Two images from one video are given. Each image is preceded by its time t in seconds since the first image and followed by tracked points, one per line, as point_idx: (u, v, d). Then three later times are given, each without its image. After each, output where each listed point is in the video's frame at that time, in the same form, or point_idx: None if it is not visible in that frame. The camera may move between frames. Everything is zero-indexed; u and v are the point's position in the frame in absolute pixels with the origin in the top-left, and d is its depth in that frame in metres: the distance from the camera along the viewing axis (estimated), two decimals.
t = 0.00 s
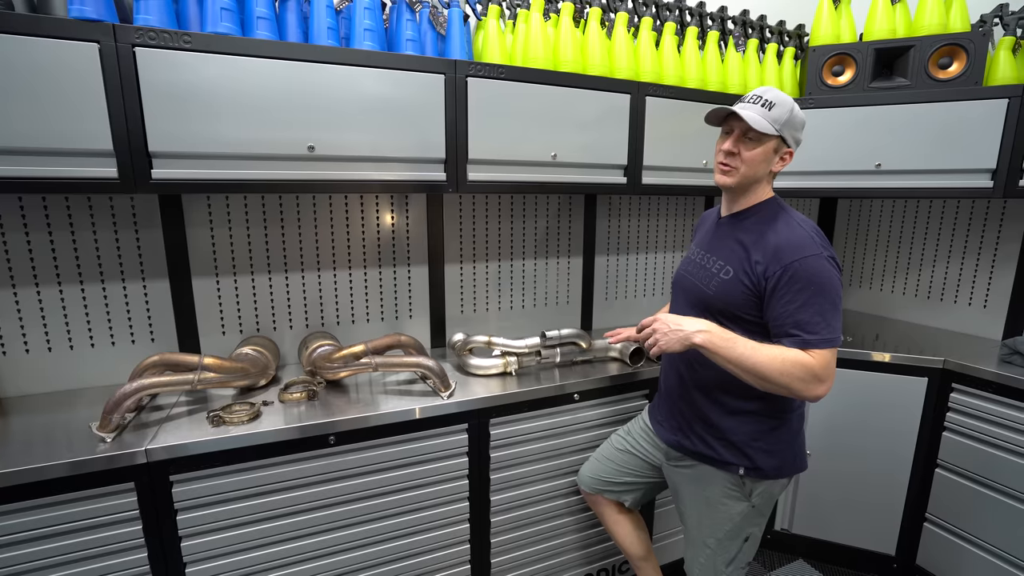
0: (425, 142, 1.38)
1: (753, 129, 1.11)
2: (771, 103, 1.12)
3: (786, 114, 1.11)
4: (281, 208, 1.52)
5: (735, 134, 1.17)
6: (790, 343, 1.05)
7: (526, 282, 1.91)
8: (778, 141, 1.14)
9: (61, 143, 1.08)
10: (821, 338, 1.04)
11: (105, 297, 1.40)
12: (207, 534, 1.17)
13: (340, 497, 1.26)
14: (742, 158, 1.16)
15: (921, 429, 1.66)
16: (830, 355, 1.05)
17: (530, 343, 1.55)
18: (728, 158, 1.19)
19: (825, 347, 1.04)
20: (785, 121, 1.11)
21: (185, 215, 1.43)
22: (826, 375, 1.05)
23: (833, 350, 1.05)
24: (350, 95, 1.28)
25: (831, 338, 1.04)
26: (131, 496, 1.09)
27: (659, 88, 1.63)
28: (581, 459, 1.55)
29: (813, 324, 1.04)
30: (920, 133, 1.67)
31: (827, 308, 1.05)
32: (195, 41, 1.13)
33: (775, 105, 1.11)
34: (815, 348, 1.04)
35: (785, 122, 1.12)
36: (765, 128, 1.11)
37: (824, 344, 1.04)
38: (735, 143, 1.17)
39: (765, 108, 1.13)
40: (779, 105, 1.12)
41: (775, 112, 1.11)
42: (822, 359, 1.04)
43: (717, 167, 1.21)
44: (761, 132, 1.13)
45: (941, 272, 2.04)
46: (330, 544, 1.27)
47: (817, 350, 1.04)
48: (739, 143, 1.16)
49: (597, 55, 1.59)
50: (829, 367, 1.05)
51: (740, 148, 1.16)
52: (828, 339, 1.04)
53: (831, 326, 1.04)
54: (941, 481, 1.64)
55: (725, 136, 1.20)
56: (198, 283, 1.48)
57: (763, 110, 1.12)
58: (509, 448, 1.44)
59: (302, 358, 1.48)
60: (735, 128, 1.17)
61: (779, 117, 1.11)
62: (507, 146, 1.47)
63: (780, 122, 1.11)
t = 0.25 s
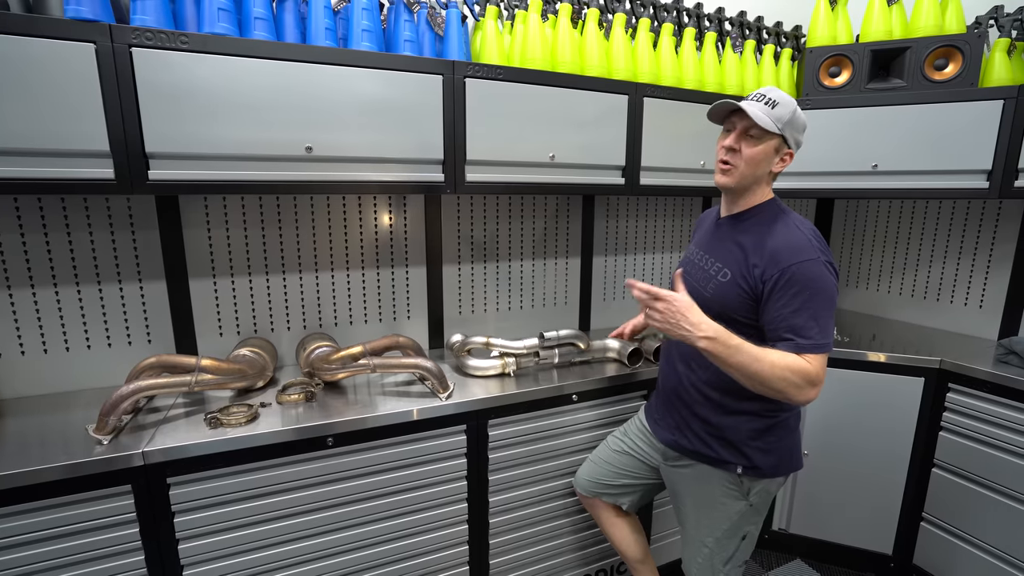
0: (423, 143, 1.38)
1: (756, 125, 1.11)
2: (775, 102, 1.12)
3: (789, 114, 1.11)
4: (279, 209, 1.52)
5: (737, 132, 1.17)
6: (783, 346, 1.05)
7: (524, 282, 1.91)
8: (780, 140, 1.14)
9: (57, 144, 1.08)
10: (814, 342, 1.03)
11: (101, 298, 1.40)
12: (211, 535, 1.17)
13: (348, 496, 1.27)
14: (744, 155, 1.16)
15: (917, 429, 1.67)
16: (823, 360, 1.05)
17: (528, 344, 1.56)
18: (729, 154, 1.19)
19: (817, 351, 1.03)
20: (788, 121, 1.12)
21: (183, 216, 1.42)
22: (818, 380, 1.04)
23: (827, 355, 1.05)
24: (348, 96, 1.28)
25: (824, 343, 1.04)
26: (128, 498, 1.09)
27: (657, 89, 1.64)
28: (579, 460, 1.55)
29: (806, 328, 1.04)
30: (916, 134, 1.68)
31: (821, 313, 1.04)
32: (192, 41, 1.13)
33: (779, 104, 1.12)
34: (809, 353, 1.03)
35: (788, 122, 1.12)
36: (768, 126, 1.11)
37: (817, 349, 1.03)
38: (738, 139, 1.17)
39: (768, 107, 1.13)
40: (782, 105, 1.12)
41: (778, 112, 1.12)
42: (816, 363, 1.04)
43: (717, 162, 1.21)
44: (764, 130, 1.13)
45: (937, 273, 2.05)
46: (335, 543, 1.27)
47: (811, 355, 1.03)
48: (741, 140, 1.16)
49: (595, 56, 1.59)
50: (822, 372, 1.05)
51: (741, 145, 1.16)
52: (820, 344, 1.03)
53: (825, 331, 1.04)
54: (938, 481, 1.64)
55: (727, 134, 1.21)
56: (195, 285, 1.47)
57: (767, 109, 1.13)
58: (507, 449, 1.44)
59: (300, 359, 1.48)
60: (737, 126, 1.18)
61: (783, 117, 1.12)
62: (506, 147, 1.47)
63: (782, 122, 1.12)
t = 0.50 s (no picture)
0: (421, 144, 1.38)
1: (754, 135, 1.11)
2: (764, 106, 1.12)
3: (779, 117, 1.11)
4: (277, 210, 1.51)
5: (732, 140, 1.17)
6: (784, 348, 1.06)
7: (523, 283, 1.91)
8: (774, 142, 1.15)
9: (54, 145, 1.07)
10: (815, 344, 1.04)
11: (98, 300, 1.39)
12: (220, 534, 1.18)
13: (353, 496, 1.27)
14: (744, 164, 1.16)
15: (914, 428, 1.68)
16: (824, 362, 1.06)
17: (527, 345, 1.56)
18: (728, 165, 1.18)
19: (818, 352, 1.04)
20: (779, 124, 1.12)
21: (180, 217, 1.42)
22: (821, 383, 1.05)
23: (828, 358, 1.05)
24: (347, 97, 1.27)
25: (824, 344, 1.04)
26: (126, 501, 1.08)
27: (655, 90, 1.64)
28: (578, 460, 1.55)
29: (807, 330, 1.04)
30: (913, 136, 1.69)
31: (820, 313, 1.05)
32: (190, 42, 1.13)
33: (769, 108, 1.12)
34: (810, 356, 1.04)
35: (779, 125, 1.12)
36: (760, 131, 1.11)
37: (818, 350, 1.04)
38: (735, 151, 1.16)
39: (758, 111, 1.13)
40: (771, 108, 1.12)
41: (768, 115, 1.12)
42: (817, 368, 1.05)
43: (716, 175, 1.20)
44: (760, 137, 1.13)
45: (934, 273, 2.06)
46: (342, 543, 1.28)
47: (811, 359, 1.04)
48: (739, 149, 1.16)
49: (594, 57, 1.59)
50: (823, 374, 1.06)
51: (740, 154, 1.16)
52: (820, 344, 1.04)
53: (825, 331, 1.05)
54: (935, 480, 1.65)
55: (721, 143, 1.20)
56: (193, 286, 1.47)
57: (757, 113, 1.13)
58: (506, 450, 1.44)
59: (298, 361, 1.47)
60: (730, 133, 1.17)
61: (773, 120, 1.12)
62: (504, 148, 1.47)
63: (773, 125, 1.12)
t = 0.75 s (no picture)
0: (421, 145, 1.37)
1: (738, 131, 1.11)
2: (753, 106, 1.13)
3: (767, 116, 1.12)
4: (275, 211, 1.51)
5: (720, 140, 1.17)
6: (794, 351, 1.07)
7: (522, 284, 1.91)
8: (764, 141, 1.14)
9: (51, 146, 1.07)
10: (823, 343, 1.06)
11: (96, 301, 1.38)
12: (228, 534, 1.18)
13: (359, 496, 1.28)
14: (731, 162, 1.16)
15: (911, 428, 1.69)
16: (831, 359, 1.08)
17: (526, 346, 1.56)
18: (716, 161, 1.19)
19: (828, 349, 1.06)
20: (768, 123, 1.12)
21: (178, 218, 1.41)
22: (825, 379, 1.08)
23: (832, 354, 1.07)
24: (345, 98, 1.27)
25: (833, 340, 1.07)
26: (125, 503, 1.08)
27: (654, 91, 1.64)
28: (577, 461, 1.55)
29: (814, 330, 1.06)
30: (910, 137, 1.69)
31: (826, 312, 1.06)
32: (188, 42, 1.12)
33: (757, 108, 1.12)
34: (815, 355, 1.06)
35: (767, 125, 1.12)
36: (749, 130, 1.11)
37: (826, 349, 1.06)
38: (722, 148, 1.17)
39: (746, 111, 1.13)
40: (760, 108, 1.12)
41: (757, 115, 1.12)
42: (820, 368, 1.07)
43: (705, 171, 1.21)
44: (746, 135, 1.13)
45: (930, 274, 2.07)
46: (347, 543, 1.28)
47: (815, 359, 1.07)
48: (725, 148, 1.16)
49: (593, 58, 1.59)
50: (829, 372, 1.08)
51: (726, 152, 1.16)
52: (829, 342, 1.06)
53: (831, 329, 1.06)
54: (933, 480, 1.66)
55: (710, 142, 1.21)
56: (191, 287, 1.46)
57: (746, 114, 1.13)
58: (506, 451, 1.44)
59: (298, 362, 1.47)
60: (719, 133, 1.18)
61: (762, 119, 1.12)
62: (503, 149, 1.47)
63: (763, 125, 1.12)
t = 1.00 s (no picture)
0: (421, 146, 1.37)
1: (729, 138, 1.12)
2: (740, 110, 1.13)
3: (755, 118, 1.12)
4: (275, 212, 1.51)
5: (710, 147, 1.18)
6: (785, 349, 1.07)
7: (521, 285, 1.90)
8: (756, 142, 1.15)
9: (50, 147, 1.06)
10: (815, 342, 1.05)
11: (95, 302, 1.38)
12: (229, 537, 1.18)
13: (366, 496, 1.28)
14: (724, 168, 1.16)
15: (911, 428, 1.69)
16: (823, 360, 1.06)
17: (526, 347, 1.55)
18: (709, 170, 1.19)
19: (821, 349, 1.05)
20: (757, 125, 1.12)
21: (177, 219, 1.41)
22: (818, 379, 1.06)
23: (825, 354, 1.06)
24: (346, 99, 1.27)
25: (827, 340, 1.05)
26: (125, 506, 1.08)
27: (653, 92, 1.64)
28: (577, 461, 1.55)
29: (805, 328, 1.05)
30: (909, 138, 1.70)
31: (818, 311, 1.05)
32: (188, 42, 1.12)
33: (744, 111, 1.12)
34: (806, 354, 1.05)
35: (758, 126, 1.13)
36: (737, 135, 1.12)
37: (818, 348, 1.05)
38: (714, 155, 1.17)
39: (734, 116, 1.14)
40: (748, 110, 1.12)
41: (745, 118, 1.13)
42: (809, 366, 1.06)
43: (700, 181, 1.22)
44: (737, 140, 1.14)
45: (929, 274, 2.08)
46: (352, 544, 1.29)
47: (804, 357, 1.06)
48: (717, 155, 1.17)
49: (593, 59, 1.59)
50: (821, 372, 1.06)
51: (719, 159, 1.16)
52: (823, 342, 1.05)
53: (826, 329, 1.05)
54: (932, 480, 1.66)
55: (702, 150, 1.21)
56: (190, 288, 1.46)
57: (733, 117, 1.13)
58: (507, 452, 1.44)
59: (298, 363, 1.46)
60: (709, 140, 1.18)
61: (750, 122, 1.12)
62: (504, 150, 1.47)
63: (752, 127, 1.12)
